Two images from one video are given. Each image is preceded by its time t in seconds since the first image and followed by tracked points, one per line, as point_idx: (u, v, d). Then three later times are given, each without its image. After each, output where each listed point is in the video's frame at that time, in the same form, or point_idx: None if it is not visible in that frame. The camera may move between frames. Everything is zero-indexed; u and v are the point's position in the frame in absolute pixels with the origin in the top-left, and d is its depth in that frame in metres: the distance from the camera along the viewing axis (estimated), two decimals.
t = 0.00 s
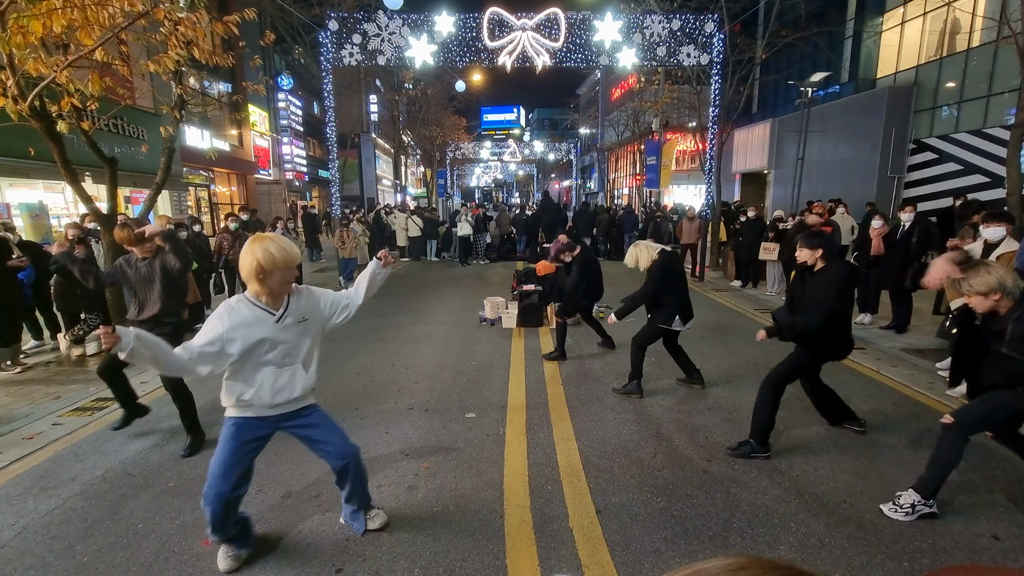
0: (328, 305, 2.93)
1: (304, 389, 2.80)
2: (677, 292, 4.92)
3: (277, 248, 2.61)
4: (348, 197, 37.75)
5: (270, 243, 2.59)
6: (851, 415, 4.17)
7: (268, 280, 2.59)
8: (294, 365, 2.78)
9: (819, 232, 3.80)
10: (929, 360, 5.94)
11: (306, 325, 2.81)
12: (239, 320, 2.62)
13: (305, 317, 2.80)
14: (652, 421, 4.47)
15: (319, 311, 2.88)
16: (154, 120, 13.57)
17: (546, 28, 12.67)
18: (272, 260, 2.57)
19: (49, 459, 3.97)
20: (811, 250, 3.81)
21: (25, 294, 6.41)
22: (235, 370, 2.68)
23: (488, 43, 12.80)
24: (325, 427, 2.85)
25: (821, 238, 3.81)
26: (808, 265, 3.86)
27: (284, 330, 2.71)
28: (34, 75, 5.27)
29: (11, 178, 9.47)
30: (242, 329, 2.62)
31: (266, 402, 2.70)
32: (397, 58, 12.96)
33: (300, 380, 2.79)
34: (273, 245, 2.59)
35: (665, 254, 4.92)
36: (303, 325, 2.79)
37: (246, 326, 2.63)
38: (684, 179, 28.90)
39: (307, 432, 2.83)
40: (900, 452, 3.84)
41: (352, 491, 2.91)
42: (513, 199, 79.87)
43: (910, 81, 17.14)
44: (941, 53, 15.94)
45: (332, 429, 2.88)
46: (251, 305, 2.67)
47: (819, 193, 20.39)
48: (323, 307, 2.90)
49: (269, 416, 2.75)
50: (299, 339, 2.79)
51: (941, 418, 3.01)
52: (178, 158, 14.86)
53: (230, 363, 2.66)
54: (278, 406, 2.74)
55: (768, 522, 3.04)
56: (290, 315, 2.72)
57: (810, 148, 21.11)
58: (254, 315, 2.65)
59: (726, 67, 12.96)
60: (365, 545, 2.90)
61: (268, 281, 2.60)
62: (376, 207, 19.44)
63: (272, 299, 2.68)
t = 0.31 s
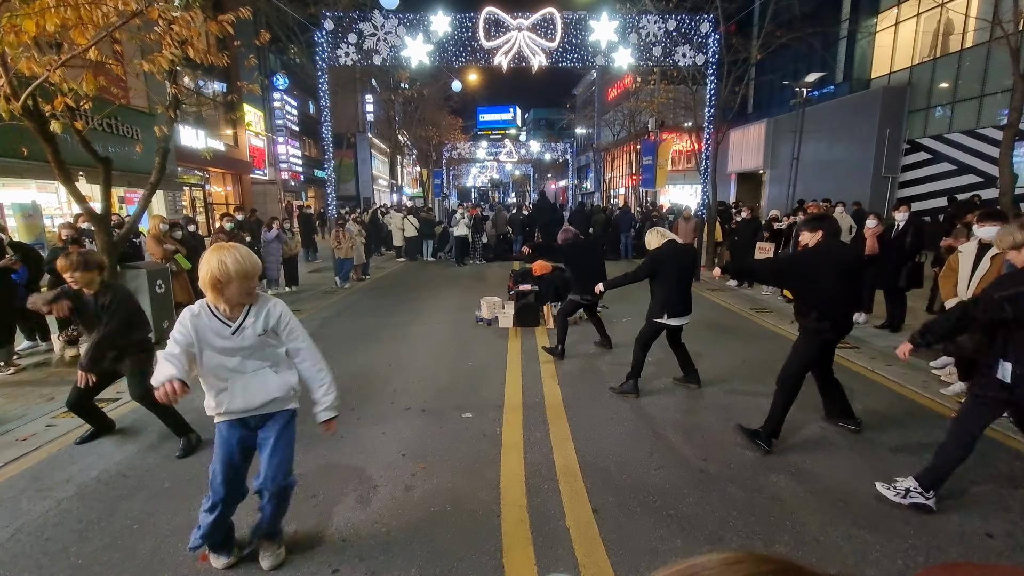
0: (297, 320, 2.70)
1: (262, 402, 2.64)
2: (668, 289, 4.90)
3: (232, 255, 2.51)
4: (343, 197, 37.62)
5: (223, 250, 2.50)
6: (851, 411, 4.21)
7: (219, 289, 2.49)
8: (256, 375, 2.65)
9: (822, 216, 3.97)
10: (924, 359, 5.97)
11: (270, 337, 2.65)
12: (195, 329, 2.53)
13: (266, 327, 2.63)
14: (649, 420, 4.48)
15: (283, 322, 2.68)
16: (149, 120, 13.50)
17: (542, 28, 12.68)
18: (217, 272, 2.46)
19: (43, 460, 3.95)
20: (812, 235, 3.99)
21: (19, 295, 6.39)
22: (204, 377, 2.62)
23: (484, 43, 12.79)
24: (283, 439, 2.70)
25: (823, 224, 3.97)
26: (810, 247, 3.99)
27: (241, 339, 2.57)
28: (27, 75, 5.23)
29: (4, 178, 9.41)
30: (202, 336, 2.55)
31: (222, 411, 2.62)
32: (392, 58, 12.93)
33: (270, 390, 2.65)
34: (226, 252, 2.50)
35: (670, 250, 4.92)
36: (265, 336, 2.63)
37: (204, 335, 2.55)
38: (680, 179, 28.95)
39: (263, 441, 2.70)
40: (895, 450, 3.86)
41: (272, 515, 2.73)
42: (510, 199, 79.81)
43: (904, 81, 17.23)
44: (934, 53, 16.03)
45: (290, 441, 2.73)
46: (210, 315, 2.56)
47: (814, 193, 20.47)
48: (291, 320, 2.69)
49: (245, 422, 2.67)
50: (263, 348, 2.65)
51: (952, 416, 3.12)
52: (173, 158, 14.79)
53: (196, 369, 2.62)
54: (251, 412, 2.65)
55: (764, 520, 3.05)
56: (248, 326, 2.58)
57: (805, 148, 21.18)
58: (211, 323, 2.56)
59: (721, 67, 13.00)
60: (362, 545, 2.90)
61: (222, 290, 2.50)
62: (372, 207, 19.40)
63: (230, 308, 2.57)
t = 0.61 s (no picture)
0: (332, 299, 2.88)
1: (308, 381, 2.77)
2: (671, 293, 4.90)
3: (261, 241, 2.60)
4: (342, 198, 37.59)
5: (256, 237, 2.59)
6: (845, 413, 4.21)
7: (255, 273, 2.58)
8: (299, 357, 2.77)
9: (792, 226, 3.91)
10: (922, 359, 5.98)
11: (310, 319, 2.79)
12: (237, 320, 2.59)
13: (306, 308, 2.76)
14: (647, 421, 4.49)
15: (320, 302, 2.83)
16: (147, 120, 13.49)
17: (541, 29, 12.69)
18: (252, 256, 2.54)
19: (42, 461, 3.95)
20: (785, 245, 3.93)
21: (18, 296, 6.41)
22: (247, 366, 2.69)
23: (483, 43, 12.78)
24: (333, 418, 2.84)
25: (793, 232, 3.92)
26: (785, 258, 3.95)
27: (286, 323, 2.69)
28: (25, 75, 5.23)
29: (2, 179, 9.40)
30: (245, 326, 2.61)
31: (267, 397, 2.70)
32: (391, 58, 12.92)
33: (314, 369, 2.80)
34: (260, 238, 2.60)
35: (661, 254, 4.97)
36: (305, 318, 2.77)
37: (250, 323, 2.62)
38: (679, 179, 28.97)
39: (327, 423, 2.83)
40: (893, 450, 3.87)
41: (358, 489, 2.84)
42: (508, 199, 79.75)
43: (902, 81, 17.26)
44: (932, 54, 16.07)
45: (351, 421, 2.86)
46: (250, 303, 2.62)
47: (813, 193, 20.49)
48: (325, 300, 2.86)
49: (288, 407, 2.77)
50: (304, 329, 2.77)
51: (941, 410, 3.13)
52: (171, 158, 14.77)
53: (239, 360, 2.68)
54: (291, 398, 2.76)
55: (762, 520, 3.06)
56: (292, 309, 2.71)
57: (803, 148, 21.20)
58: (254, 312, 2.62)
59: (720, 68, 13.02)
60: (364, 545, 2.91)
61: (264, 275, 2.60)
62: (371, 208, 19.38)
63: (268, 294, 2.67)
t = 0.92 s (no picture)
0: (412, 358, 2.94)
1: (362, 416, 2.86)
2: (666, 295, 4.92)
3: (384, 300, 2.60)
4: (340, 198, 37.58)
5: (373, 284, 2.64)
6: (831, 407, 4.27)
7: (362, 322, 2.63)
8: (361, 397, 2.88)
9: (754, 236, 3.79)
10: (920, 358, 5.99)
11: (383, 369, 2.87)
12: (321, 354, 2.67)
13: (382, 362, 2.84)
14: (646, 421, 4.50)
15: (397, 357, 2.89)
16: (145, 120, 13.46)
17: (538, 29, 12.70)
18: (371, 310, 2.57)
19: (39, 462, 3.94)
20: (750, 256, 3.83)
21: (15, 297, 6.38)
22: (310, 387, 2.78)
23: (481, 43, 12.79)
24: (381, 434, 2.93)
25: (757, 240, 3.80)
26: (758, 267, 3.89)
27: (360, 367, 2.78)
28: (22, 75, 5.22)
29: None
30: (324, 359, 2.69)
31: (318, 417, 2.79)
32: (389, 58, 12.92)
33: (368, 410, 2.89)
34: (377, 286, 2.63)
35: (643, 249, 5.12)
36: (378, 365, 2.84)
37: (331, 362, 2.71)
38: (677, 179, 29.00)
39: (381, 437, 2.93)
40: (890, 449, 3.89)
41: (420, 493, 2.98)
42: (507, 200, 79.76)
43: (899, 82, 17.31)
44: (928, 55, 16.12)
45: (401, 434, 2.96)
46: (336, 341, 2.70)
47: (811, 193, 20.53)
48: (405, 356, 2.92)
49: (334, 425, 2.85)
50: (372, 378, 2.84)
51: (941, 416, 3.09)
52: (168, 158, 14.75)
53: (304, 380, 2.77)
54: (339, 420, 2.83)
55: (760, 520, 3.06)
56: (370, 357, 2.78)
57: (801, 149, 21.25)
58: (337, 351, 2.70)
59: (717, 68, 13.05)
60: (365, 544, 2.91)
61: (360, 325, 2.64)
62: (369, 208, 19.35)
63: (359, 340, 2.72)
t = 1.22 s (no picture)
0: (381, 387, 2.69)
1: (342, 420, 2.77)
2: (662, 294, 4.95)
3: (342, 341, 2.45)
4: (337, 198, 37.53)
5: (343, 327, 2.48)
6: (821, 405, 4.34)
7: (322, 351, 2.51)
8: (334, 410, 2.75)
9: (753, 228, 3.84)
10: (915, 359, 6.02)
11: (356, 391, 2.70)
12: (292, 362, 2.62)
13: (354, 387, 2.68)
14: (643, 420, 4.51)
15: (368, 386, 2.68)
16: (141, 120, 13.42)
17: (536, 29, 12.69)
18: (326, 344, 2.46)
19: (35, 463, 3.92)
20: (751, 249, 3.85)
21: (9, 297, 6.35)
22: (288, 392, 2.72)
23: (478, 44, 12.79)
24: (360, 438, 2.82)
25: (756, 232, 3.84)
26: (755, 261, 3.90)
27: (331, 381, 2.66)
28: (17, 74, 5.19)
29: None
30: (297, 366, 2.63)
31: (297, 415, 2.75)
32: (387, 58, 12.90)
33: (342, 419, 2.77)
34: (341, 333, 2.47)
35: (641, 243, 5.09)
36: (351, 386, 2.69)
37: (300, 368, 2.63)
38: (674, 180, 29.06)
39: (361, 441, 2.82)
40: (885, 449, 3.91)
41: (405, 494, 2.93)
42: (504, 200, 79.81)
43: (895, 83, 17.38)
44: (924, 56, 16.19)
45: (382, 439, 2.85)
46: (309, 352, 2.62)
47: (807, 194, 20.60)
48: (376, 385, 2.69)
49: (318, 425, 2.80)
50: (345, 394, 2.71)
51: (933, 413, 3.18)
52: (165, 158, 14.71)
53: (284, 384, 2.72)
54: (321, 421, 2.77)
55: (757, 519, 3.07)
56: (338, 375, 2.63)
57: (797, 149, 21.31)
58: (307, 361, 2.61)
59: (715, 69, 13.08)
60: (362, 544, 2.91)
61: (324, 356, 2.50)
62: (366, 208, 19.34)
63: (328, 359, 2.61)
